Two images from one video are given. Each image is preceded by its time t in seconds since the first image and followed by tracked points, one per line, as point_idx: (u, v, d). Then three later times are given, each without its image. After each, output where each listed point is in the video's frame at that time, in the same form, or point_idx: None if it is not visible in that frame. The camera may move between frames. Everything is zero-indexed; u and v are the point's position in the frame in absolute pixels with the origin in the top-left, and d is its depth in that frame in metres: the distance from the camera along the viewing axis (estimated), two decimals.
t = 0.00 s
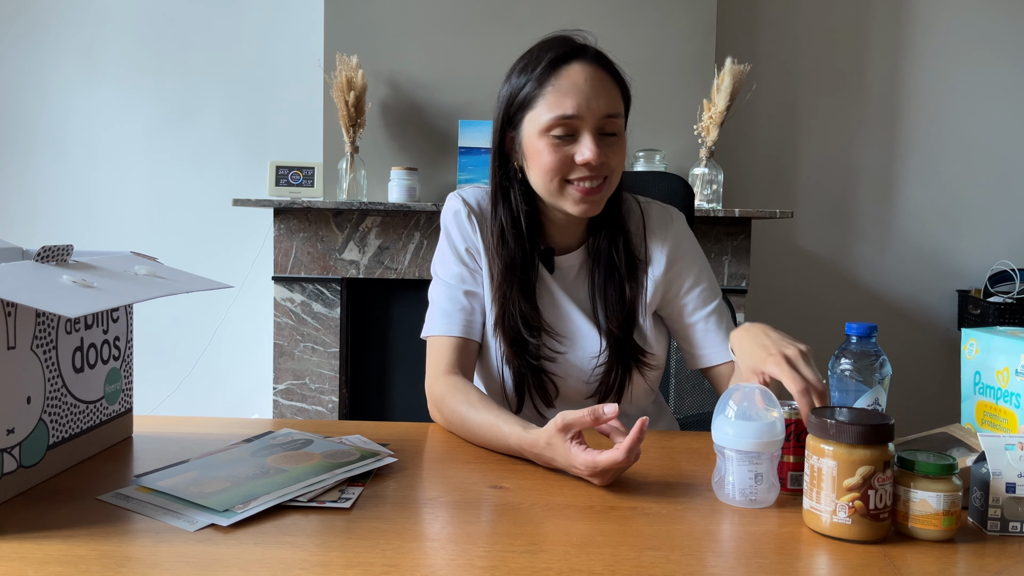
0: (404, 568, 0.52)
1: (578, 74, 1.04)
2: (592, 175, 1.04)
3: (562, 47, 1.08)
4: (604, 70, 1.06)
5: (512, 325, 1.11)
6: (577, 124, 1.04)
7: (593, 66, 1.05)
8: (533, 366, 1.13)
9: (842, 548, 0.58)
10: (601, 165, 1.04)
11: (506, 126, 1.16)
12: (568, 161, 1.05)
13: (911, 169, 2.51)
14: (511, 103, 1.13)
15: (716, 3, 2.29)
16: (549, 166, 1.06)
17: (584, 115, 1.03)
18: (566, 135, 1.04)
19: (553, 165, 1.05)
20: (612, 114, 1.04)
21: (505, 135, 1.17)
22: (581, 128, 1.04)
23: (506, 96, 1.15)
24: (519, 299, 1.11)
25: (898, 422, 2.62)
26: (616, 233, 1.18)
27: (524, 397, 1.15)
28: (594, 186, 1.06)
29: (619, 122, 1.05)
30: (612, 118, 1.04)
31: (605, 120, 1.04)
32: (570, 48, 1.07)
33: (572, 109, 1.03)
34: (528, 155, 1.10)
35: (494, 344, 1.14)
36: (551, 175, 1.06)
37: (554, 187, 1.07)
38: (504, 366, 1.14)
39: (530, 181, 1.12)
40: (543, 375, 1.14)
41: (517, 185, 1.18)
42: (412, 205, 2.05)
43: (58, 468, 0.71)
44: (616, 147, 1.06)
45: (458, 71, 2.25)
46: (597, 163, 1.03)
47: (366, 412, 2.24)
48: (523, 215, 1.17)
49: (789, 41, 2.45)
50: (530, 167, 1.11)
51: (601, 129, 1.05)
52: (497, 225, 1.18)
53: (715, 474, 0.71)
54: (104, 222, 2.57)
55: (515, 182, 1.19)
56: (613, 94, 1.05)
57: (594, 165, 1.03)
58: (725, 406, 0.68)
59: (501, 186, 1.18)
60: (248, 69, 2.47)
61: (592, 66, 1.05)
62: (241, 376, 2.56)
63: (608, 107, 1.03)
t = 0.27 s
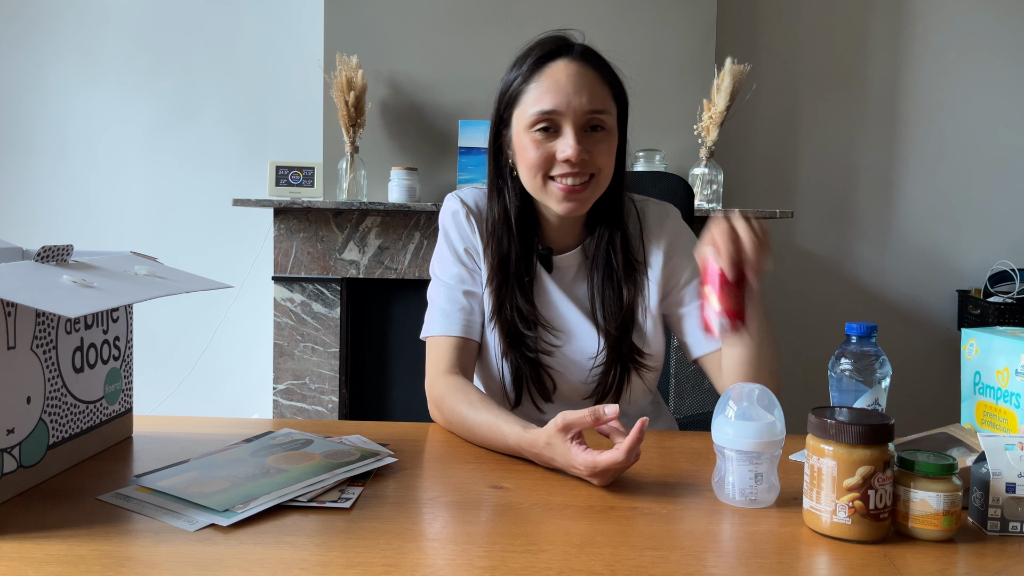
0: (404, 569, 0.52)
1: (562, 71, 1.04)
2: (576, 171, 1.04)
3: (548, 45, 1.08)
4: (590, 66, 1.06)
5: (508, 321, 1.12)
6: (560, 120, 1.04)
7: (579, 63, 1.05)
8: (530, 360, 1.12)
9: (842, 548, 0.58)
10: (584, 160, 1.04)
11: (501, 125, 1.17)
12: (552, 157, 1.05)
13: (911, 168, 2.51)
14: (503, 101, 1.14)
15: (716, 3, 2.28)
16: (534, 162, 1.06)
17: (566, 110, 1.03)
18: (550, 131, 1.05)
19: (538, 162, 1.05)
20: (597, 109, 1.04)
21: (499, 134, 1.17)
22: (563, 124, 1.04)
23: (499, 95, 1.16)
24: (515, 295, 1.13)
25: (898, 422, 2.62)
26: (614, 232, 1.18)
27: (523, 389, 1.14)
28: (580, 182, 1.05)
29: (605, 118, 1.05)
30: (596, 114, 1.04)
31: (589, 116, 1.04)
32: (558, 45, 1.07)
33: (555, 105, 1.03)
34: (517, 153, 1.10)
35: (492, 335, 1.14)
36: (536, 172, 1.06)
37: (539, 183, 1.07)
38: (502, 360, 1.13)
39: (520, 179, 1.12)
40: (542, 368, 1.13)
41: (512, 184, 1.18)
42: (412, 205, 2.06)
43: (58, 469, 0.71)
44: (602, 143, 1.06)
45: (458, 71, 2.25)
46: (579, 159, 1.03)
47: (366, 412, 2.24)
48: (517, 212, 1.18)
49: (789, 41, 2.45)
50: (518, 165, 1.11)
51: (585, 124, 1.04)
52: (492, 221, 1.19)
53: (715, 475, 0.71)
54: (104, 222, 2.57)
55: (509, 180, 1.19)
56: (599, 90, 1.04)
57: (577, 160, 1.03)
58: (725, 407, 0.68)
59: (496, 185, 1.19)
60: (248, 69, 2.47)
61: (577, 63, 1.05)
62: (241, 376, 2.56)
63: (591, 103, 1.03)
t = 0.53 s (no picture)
0: (404, 569, 0.52)
1: (555, 74, 1.04)
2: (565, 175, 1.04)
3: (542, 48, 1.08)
4: (583, 69, 1.05)
5: (504, 321, 1.11)
6: (550, 124, 1.04)
7: (573, 66, 1.05)
8: (525, 356, 1.11)
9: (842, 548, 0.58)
10: (573, 165, 1.03)
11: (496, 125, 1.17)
12: (542, 161, 1.04)
13: (911, 169, 2.51)
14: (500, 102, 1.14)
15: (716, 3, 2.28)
16: (524, 165, 1.06)
17: (557, 114, 1.03)
18: (540, 135, 1.04)
19: (528, 165, 1.05)
20: (588, 113, 1.03)
21: (495, 135, 1.17)
22: (553, 128, 1.04)
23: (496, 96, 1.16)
24: (512, 293, 1.13)
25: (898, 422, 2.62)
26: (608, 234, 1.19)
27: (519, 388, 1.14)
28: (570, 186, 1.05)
29: (596, 122, 1.04)
30: (586, 118, 1.03)
31: (580, 120, 1.03)
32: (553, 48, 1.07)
33: (545, 108, 1.03)
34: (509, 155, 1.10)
35: (488, 333, 1.14)
36: (526, 175, 1.06)
37: (530, 186, 1.07)
38: (497, 357, 1.13)
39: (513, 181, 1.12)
40: (538, 366, 1.13)
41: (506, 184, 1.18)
42: (412, 205, 2.06)
43: (59, 469, 0.71)
44: (592, 148, 1.05)
45: (458, 71, 2.25)
46: (568, 163, 1.03)
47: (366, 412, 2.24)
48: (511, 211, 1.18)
49: (789, 41, 2.45)
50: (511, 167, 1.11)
51: (576, 128, 1.04)
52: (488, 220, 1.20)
53: (715, 475, 0.71)
54: (104, 222, 2.57)
55: (503, 181, 1.19)
56: (591, 93, 1.04)
57: (567, 164, 1.03)
58: (725, 407, 0.68)
59: (491, 185, 1.19)
60: (249, 70, 2.47)
61: (570, 66, 1.05)
62: (241, 376, 2.56)
63: (582, 107, 1.03)
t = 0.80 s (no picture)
0: (404, 569, 0.52)
1: (563, 78, 1.04)
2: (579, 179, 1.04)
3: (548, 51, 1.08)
4: (590, 73, 1.06)
5: (502, 325, 1.11)
6: (562, 128, 1.04)
7: (579, 69, 1.05)
8: (523, 363, 1.11)
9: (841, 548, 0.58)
10: (587, 169, 1.04)
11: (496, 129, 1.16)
12: (556, 166, 1.04)
13: (911, 168, 2.51)
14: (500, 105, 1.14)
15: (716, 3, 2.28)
16: (536, 170, 1.06)
17: (569, 119, 1.03)
18: (552, 139, 1.04)
19: (541, 169, 1.05)
20: (598, 117, 1.04)
21: (494, 137, 1.17)
22: (566, 132, 1.04)
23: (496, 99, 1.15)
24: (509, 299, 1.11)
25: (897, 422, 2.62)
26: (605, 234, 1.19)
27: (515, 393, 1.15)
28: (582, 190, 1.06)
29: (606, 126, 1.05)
30: (598, 122, 1.04)
31: (591, 124, 1.04)
32: (558, 51, 1.07)
33: (558, 113, 1.03)
34: (517, 160, 1.10)
35: (487, 339, 1.14)
36: (539, 180, 1.06)
37: (542, 191, 1.07)
38: (496, 363, 1.13)
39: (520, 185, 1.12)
40: (535, 372, 1.13)
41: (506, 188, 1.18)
42: (412, 205, 2.06)
43: (59, 468, 0.71)
44: (603, 151, 1.06)
45: (458, 71, 2.25)
46: (584, 168, 1.03)
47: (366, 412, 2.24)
48: (511, 216, 1.17)
49: (789, 41, 2.45)
50: (519, 172, 1.11)
51: (589, 132, 1.04)
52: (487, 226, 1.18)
53: (715, 475, 0.71)
54: (104, 222, 2.57)
55: (503, 183, 1.19)
56: (600, 96, 1.04)
57: (581, 168, 1.03)
58: (724, 407, 0.68)
59: (490, 188, 1.19)
60: (249, 70, 2.47)
61: (578, 69, 1.05)
62: (241, 376, 2.56)
63: (593, 111, 1.03)
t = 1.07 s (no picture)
0: (403, 569, 0.52)
1: (572, 76, 1.05)
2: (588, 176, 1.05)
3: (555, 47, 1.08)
4: (598, 71, 1.07)
5: (503, 324, 1.11)
6: (572, 125, 1.04)
7: (587, 67, 1.06)
8: (526, 363, 1.12)
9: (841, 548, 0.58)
10: (596, 166, 1.05)
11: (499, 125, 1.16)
12: (565, 162, 1.05)
13: (911, 169, 2.51)
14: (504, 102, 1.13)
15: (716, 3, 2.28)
16: (545, 167, 1.06)
17: (580, 116, 1.04)
18: (562, 136, 1.05)
19: (550, 166, 1.06)
20: (607, 114, 1.05)
21: (498, 134, 1.16)
22: (576, 129, 1.04)
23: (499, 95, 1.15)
24: (510, 297, 1.11)
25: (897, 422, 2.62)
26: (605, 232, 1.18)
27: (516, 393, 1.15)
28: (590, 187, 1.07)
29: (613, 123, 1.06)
30: (607, 119, 1.05)
31: (600, 121, 1.05)
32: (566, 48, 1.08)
33: (568, 110, 1.03)
34: (524, 156, 1.10)
35: (488, 339, 1.14)
36: (548, 177, 1.07)
37: (550, 188, 1.07)
38: (497, 362, 1.13)
39: (525, 181, 1.12)
40: (537, 370, 1.13)
41: (510, 186, 1.19)
42: (412, 205, 2.06)
43: (58, 469, 0.71)
44: (610, 148, 1.07)
45: (458, 71, 2.25)
46: (593, 164, 1.04)
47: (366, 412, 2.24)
48: (515, 214, 1.17)
49: (789, 41, 2.45)
50: (525, 169, 1.11)
51: (597, 129, 1.05)
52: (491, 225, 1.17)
53: (715, 475, 0.71)
54: (104, 222, 2.57)
55: (508, 181, 1.19)
56: (607, 94, 1.05)
57: (591, 165, 1.04)
58: (724, 407, 0.68)
59: (494, 186, 1.19)
60: (249, 70, 2.47)
61: (586, 67, 1.06)
62: (241, 377, 2.56)
63: (602, 108, 1.04)
